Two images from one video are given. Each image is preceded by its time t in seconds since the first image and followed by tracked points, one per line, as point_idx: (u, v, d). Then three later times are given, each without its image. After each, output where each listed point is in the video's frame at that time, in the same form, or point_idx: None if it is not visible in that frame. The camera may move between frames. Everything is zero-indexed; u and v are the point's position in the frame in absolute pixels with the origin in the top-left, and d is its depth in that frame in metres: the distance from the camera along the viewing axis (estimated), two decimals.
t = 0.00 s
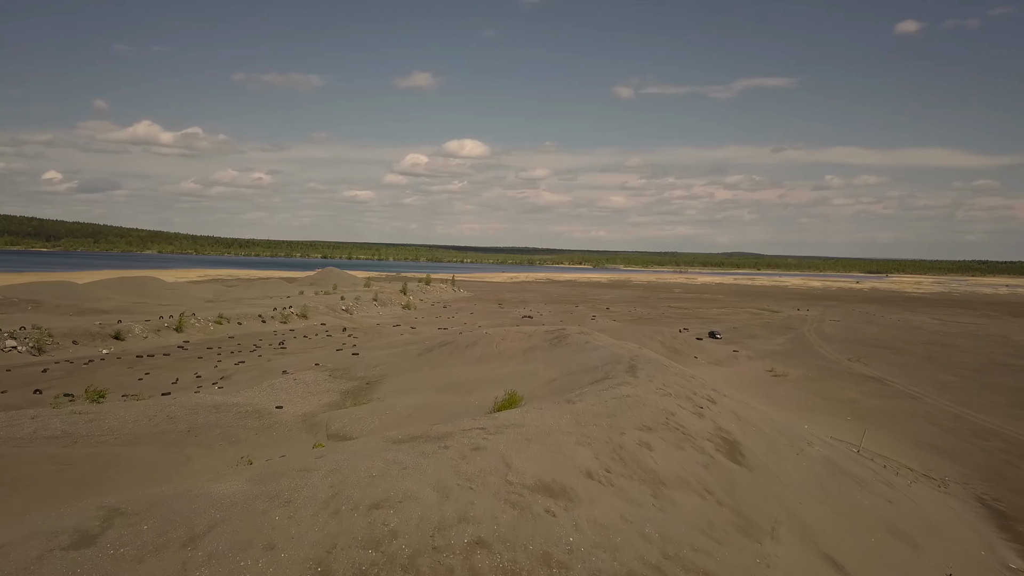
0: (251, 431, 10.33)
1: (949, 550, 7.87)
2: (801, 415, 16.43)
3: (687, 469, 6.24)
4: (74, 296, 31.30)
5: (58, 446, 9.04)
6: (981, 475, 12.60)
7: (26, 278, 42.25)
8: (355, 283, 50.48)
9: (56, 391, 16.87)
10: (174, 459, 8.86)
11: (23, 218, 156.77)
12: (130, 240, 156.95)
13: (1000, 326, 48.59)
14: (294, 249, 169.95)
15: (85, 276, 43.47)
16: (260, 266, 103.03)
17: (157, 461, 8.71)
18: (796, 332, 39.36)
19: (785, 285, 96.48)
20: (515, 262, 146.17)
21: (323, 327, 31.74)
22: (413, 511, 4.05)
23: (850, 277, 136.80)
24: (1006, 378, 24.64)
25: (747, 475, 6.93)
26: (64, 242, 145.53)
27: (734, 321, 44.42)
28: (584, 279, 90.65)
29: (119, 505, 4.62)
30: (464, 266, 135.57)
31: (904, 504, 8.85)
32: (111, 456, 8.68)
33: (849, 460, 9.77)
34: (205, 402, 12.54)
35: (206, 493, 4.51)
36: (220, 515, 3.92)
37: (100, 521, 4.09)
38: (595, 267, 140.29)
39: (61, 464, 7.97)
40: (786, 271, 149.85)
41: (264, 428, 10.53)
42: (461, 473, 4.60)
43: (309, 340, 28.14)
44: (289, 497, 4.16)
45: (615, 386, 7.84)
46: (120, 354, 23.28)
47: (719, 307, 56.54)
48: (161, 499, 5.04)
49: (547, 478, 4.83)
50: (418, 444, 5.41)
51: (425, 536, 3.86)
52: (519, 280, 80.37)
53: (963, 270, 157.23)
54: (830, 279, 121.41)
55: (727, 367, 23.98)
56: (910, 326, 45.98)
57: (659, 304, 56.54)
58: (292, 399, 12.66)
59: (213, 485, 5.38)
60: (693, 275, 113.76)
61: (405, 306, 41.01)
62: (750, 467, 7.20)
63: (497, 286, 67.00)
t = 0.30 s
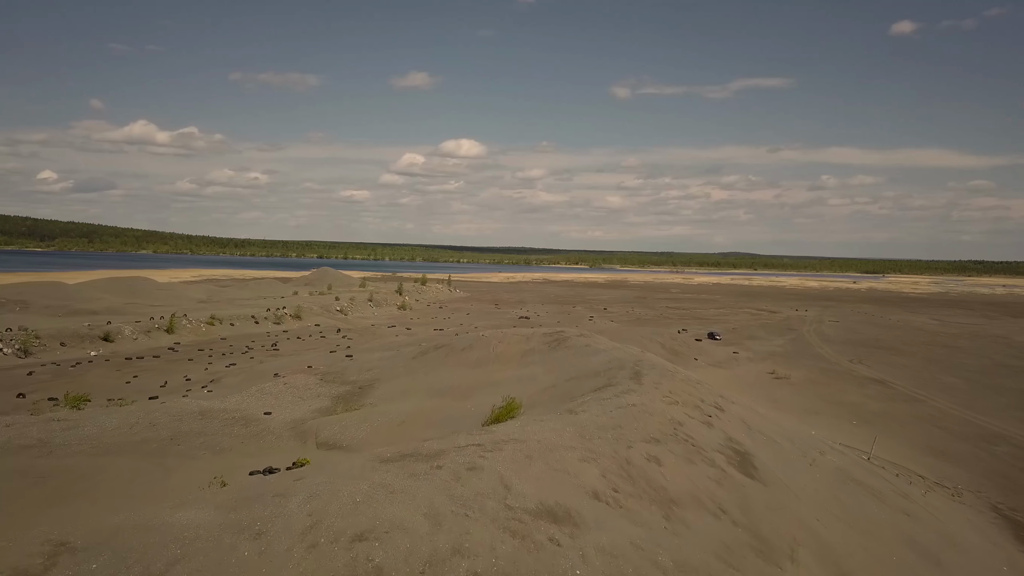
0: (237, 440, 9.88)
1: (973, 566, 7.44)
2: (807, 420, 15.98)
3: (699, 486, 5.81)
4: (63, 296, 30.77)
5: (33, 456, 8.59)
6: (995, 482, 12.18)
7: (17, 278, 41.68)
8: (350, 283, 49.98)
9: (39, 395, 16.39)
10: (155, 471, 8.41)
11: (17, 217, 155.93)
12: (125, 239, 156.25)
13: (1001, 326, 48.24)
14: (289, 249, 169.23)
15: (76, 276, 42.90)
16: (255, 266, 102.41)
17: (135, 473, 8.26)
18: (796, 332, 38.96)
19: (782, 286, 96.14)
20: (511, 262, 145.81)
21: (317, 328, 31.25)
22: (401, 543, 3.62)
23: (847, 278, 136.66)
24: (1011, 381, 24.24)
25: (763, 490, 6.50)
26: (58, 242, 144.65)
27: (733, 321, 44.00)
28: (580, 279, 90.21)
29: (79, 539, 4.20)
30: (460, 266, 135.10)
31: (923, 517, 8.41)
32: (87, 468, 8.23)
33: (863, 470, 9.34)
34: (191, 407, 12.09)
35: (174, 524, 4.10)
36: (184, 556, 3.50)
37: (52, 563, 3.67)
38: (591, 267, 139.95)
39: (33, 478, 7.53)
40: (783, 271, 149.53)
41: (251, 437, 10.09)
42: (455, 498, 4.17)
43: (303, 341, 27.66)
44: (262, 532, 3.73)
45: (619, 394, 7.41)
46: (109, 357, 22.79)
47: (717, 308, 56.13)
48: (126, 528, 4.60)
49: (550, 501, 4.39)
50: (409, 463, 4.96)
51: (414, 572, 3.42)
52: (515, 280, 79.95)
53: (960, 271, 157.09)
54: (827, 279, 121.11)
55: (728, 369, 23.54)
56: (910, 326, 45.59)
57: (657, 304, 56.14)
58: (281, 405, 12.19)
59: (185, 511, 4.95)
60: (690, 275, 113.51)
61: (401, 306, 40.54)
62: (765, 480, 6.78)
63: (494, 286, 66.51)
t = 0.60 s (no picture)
0: (221, 449, 9.46)
1: None
2: (811, 424, 15.58)
3: (714, 505, 5.38)
4: (53, 297, 30.27)
5: (5, 468, 8.18)
6: (1009, 490, 11.77)
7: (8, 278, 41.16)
8: (345, 283, 49.51)
9: (22, 400, 15.93)
10: (132, 485, 8.00)
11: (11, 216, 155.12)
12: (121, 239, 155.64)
13: (1001, 327, 47.94)
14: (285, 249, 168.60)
15: (67, 277, 42.39)
16: (250, 266, 101.81)
17: (111, 489, 7.85)
18: (795, 333, 38.58)
19: (780, 285, 95.87)
20: (508, 262, 145.51)
21: (311, 329, 30.80)
22: None
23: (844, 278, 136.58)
24: (1016, 383, 23.86)
25: (779, 506, 6.08)
26: (52, 241, 143.91)
27: (732, 322, 43.62)
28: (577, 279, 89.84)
29: None
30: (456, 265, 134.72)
31: (943, 531, 7.98)
32: (58, 483, 7.80)
33: (878, 480, 8.90)
34: (177, 413, 11.66)
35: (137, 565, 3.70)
36: None
37: None
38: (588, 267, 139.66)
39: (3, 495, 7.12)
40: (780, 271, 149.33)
41: (237, 446, 9.66)
42: (450, 529, 3.77)
43: (296, 343, 27.23)
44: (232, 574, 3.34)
45: (625, 403, 6.99)
46: (97, 358, 22.33)
47: (715, 308, 55.76)
48: (82, 571, 4.16)
49: (554, 529, 3.99)
50: (398, 487, 4.55)
51: None
52: (511, 279, 79.54)
53: (957, 271, 157.00)
54: (824, 279, 120.93)
55: (729, 371, 23.15)
56: (911, 327, 45.26)
57: (654, 305, 55.80)
58: (269, 410, 11.78)
59: (152, 546, 4.52)
60: (687, 275, 113.24)
61: (396, 307, 40.09)
62: (780, 496, 6.35)
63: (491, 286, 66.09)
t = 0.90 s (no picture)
0: (204, 459, 9.02)
1: None
2: (816, 429, 15.16)
3: (731, 527, 4.97)
4: (42, 298, 29.75)
5: None
6: None
7: None
8: (340, 284, 49.01)
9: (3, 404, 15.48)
10: (107, 500, 7.56)
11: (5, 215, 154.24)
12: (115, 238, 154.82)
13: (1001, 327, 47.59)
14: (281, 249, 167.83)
15: (57, 277, 41.80)
16: (245, 266, 101.17)
17: (85, 505, 7.40)
18: (794, 334, 38.19)
19: (777, 285, 95.53)
20: (504, 262, 145.03)
21: (305, 330, 30.36)
22: None
23: (841, 279, 136.40)
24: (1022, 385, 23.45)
25: (799, 525, 5.66)
26: (45, 241, 143.04)
27: (731, 322, 43.23)
28: (574, 279, 89.46)
29: None
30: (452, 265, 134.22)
31: (966, 547, 7.55)
32: (29, 498, 7.35)
33: (895, 492, 8.47)
34: (161, 419, 11.20)
35: None
36: None
37: None
38: (585, 267, 139.25)
39: None
40: (777, 271, 149.13)
41: (222, 455, 9.21)
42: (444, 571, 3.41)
43: (289, 344, 26.77)
44: None
45: (631, 412, 6.56)
46: (85, 361, 21.86)
47: (713, 308, 55.37)
48: None
49: (560, 566, 3.61)
50: (386, 515, 4.13)
51: None
52: (508, 279, 79.22)
53: (954, 271, 156.97)
54: (821, 279, 120.71)
55: (730, 374, 22.72)
56: (910, 327, 44.92)
57: (652, 305, 55.39)
58: (257, 417, 11.32)
59: None
60: (684, 275, 113.03)
61: (392, 307, 39.63)
62: (799, 513, 5.93)
63: (487, 286, 65.62)
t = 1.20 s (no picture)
0: (185, 469, 8.56)
1: None
2: (823, 433, 14.69)
3: (751, 552, 4.54)
4: (32, 299, 29.25)
5: None
6: None
7: None
8: (336, 284, 48.48)
9: None
10: (76, 516, 7.10)
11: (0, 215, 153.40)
12: (111, 238, 154.07)
13: (1003, 328, 47.08)
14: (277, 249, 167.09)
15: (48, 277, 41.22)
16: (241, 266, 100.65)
17: (56, 521, 6.95)
18: (795, 335, 37.79)
19: (775, 285, 95.15)
20: (501, 262, 144.52)
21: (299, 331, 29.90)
22: None
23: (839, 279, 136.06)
24: None
25: (821, 548, 5.22)
26: (40, 241, 142.27)
27: (730, 323, 42.84)
28: (571, 279, 89.05)
29: None
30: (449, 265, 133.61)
31: (993, 563, 7.11)
32: None
33: (914, 505, 8.03)
34: (144, 426, 10.73)
35: None
36: None
37: None
38: (582, 268, 138.79)
39: None
40: (774, 271, 148.83)
41: (204, 466, 8.76)
42: None
43: (283, 346, 26.30)
44: None
45: (639, 424, 6.13)
46: (73, 363, 21.38)
47: (712, 309, 55.01)
48: None
49: None
50: (372, 553, 3.71)
51: None
52: (505, 279, 78.90)
53: (952, 271, 156.83)
54: (819, 279, 120.42)
55: (731, 376, 22.29)
56: (911, 328, 44.54)
57: (650, 306, 54.93)
58: (243, 423, 10.85)
59: None
60: (682, 275, 112.72)
61: (388, 308, 39.18)
62: (821, 533, 5.49)
63: (484, 286, 65.16)
